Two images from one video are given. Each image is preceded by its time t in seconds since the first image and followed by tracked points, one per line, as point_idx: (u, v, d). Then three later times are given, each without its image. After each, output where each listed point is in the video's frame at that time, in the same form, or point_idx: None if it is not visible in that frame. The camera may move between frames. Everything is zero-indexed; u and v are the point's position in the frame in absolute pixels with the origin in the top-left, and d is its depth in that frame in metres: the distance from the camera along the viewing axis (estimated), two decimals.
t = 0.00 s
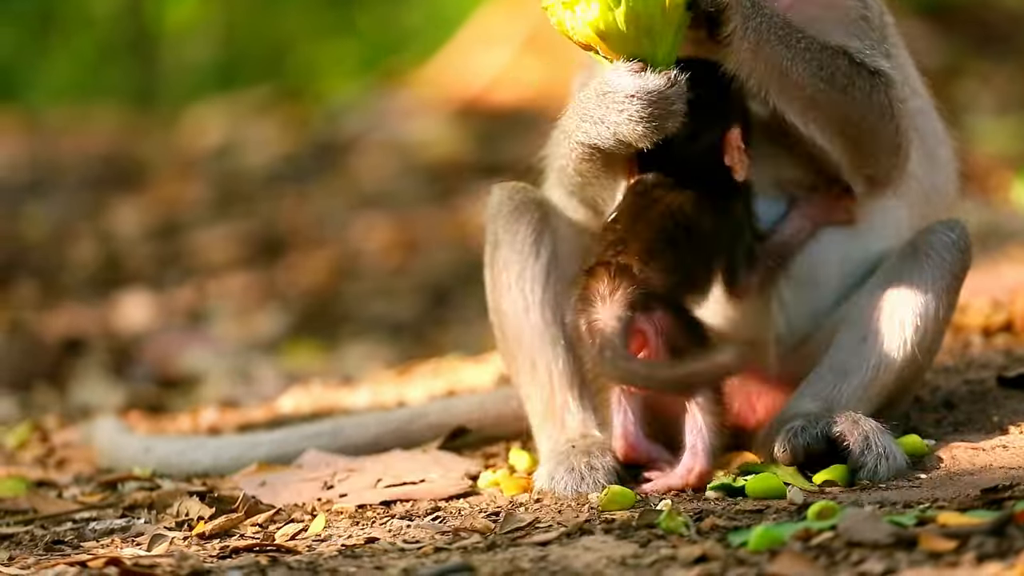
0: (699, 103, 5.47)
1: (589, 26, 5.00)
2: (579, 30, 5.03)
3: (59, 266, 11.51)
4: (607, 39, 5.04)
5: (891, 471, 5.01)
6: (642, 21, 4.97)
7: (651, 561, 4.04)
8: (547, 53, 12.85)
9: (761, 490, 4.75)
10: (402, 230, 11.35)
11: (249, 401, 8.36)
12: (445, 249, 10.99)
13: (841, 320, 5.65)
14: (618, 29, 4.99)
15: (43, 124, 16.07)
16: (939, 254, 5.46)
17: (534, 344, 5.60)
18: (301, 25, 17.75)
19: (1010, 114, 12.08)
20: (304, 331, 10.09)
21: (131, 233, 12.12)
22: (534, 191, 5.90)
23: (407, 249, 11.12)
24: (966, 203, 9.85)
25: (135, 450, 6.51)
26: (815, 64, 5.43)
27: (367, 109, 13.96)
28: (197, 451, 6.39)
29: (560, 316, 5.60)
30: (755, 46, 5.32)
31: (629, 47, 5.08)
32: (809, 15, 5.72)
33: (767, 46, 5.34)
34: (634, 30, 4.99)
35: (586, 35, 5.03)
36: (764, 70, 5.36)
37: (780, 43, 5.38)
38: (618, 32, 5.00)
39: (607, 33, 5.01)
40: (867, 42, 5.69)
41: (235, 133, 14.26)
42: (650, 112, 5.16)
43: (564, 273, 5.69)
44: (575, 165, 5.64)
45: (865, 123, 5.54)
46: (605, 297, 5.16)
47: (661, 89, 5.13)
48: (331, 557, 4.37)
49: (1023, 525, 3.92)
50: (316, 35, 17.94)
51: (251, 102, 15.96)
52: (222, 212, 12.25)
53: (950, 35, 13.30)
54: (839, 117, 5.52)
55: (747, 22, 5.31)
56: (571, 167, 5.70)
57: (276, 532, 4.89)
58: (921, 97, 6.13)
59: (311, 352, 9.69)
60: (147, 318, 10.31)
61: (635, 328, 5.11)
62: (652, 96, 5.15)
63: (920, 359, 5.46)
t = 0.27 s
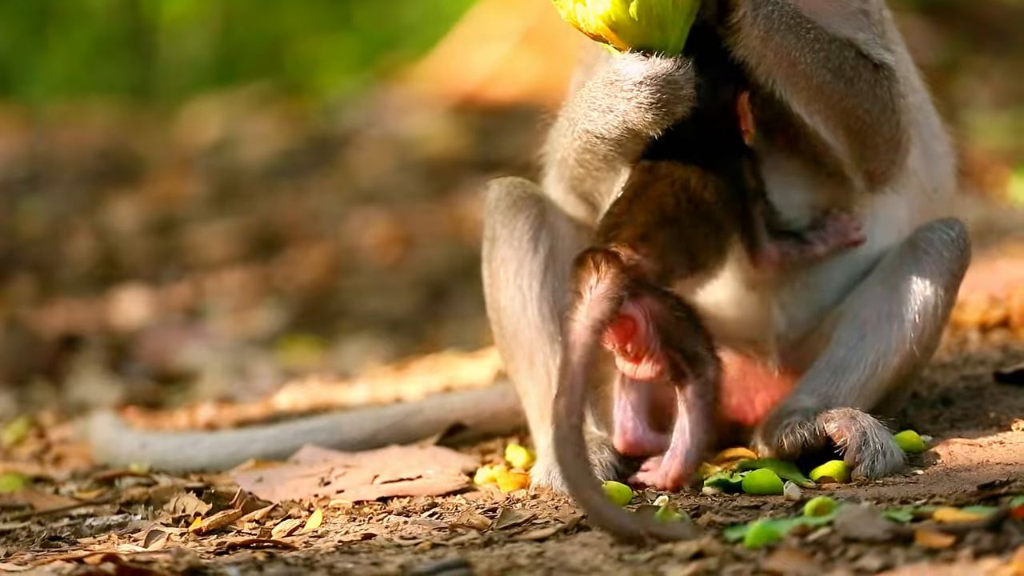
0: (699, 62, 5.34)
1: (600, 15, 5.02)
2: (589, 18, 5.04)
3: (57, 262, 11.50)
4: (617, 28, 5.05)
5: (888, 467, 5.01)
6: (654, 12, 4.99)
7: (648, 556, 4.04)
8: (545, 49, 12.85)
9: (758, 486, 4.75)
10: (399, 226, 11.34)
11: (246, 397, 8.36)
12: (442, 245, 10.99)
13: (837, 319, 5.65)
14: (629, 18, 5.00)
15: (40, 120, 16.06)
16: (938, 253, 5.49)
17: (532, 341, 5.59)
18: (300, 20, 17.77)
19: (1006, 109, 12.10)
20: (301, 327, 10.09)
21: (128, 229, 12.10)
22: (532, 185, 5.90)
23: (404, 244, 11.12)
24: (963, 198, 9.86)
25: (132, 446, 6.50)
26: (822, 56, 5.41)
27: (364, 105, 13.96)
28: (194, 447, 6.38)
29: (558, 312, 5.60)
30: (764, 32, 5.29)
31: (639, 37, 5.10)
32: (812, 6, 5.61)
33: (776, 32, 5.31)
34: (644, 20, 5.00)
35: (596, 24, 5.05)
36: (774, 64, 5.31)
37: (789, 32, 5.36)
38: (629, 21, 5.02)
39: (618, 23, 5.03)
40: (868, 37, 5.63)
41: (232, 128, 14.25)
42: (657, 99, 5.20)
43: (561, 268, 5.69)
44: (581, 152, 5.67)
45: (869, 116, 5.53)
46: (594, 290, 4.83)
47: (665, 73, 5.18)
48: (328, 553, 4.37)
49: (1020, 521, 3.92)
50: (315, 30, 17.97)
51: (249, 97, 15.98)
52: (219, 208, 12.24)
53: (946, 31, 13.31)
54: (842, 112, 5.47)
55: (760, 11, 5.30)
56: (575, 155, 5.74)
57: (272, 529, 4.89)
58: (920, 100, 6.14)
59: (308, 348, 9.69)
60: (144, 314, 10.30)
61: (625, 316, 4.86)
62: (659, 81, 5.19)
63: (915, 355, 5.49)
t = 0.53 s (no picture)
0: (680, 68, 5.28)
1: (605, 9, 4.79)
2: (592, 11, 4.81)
3: (55, 261, 11.50)
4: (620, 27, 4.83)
5: (886, 466, 5.01)
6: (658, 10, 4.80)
7: (646, 556, 4.04)
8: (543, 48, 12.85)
9: (756, 485, 4.75)
10: (397, 226, 11.34)
11: (244, 396, 8.36)
12: (440, 245, 10.99)
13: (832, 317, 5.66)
14: (635, 18, 4.78)
15: (39, 119, 16.06)
16: (934, 255, 5.48)
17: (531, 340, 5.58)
18: (300, 19, 17.75)
19: (1004, 108, 12.10)
20: (299, 326, 10.09)
21: (126, 228, 12.10)
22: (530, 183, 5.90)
23: (402, 244, 11.12)
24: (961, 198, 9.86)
25: (130, 445, 6.50)
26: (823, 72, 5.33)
27: (362, 104, 13.96)
28: (192, 446, 6.38)
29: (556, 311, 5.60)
30: (756, 43, 5.22)
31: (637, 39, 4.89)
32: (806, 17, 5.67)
33: (770, 46, 5.24)
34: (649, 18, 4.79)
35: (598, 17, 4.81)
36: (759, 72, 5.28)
37: (786, 49, 5.26)
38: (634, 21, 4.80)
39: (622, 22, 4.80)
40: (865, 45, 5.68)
41: (230, 128, 14.25)
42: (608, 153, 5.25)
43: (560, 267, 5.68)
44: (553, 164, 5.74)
45: (864, 130, 5.47)
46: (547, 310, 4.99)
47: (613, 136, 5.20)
48: (325, 552, 4.37)
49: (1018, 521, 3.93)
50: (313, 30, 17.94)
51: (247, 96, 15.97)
52: (217, 207, 12.24)
53: (945, 31, 13.32)
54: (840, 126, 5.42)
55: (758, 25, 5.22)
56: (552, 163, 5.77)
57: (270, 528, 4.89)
58: (914, 103, 6.10)
59: (306, 347, 9.68)
60: (142, 313, 10.30)
61: (584, 327, 5.01)
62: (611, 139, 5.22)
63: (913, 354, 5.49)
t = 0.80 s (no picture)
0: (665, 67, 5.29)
1: None
2: None
3: (48, 260, 11.49)
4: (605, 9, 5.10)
5: (878, 465, 5.02)
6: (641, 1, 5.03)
7: (639, 556, 4.05)
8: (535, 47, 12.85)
9: (749, 484, 4.75)
10: (389, 225, 11.33)
11: (238, 395, 8.36)
12: (433, 244, 10.99)
13: (824, 318, 5.67)
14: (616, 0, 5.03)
15: (31, 118, 16.04)
16: (919, 250, 5.50)
17: (521, 339, 5.58)
18: (292, 19, 17.71)
19: (996, 108, 12.11)
20: (292, 325, 10.09)
21: (119, 227, 12.09)
22: (518, 186, 5.92)
23: (395, 243, 11.11)
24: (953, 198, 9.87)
25: (122, 444, 6.50)
26: (791, 73, 5.40)
27: (355, 103, 13.95)
28: (185, 445, 6.38)
29: (545, 311, 5.61)
30: (727, 51, 5.26)
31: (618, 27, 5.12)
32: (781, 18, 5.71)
33: (740, 54, 5.28)
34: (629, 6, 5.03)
35: None
36: (733, 80, 5.29)
37: (756, 55, 5.32)
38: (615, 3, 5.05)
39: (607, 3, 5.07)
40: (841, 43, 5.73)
41: (223, 126, 14.24)
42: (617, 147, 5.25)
43: (550, 267, 5.69)
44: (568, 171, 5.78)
45: (841, 132, 5.52)
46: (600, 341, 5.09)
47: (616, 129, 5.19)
48: (318, 551, 4.37)
49: (1011, 519, 3.93)
50: (306, 30, 17.91)
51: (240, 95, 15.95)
52: (210, 206, 12.23)
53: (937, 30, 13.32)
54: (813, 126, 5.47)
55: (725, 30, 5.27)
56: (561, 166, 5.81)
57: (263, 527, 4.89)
58: (896, 97, 6.12)
59: (299, 346, 9.68)
60: (135, 312, 10.30)
61: (640, 356, 5.12)
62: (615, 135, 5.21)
63: (903, 352, 5.48)
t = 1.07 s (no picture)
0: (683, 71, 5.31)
1: None
2: None
3: (47, 260, 11.50)
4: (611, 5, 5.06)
5: (877, 465, 5.02)
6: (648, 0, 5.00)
7: (639, 555, 4.05)
8: (535, 47, 12.84)
9: (749, 484, 4.75)
10: (388, 225, 11.33)
11: (237, 395, 8.35)
12: (432, 243, 10.98)
13: (824, 318, 5.66)
14: None
15: (31, 118, 16.04)
16: (921, 249, 5.51)
17: (521, 338, 5.58)
18: (292, 19, 17.70)
19: (996, 107, 12.09)
20: (292, 324, 10.08)
21: (118, 227, 12.09)
22: (518, 186, 5.93)
23: (395, 243, 11.10)
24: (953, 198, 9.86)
25: (122, 444, 6.49)
26: (804, 65, 5.49)
27: (355, 103, 13.94)
28: (184, 445, 6.38)
29: (547, 310, 5.61)
30: (746, 48, 5.33)
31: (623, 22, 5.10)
32: (793, 11, 5.76)
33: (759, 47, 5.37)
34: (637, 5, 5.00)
35: None
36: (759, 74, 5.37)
37: (769, 47, 5.41)
38: None
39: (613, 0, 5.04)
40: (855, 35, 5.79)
41: (223, 126, 14.24)
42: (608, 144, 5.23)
43: (551, 266, 5.69)
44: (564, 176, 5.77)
45: (858, 120, 5.61)
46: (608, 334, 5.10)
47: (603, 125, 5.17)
48: (317, 551, 4.36)
49: (1011, 519, 3.93)
50: (306, 30, 17.89)
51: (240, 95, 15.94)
52: (209, 206, 12.23)
53: (937, 29, 13.31)
54: (831, 117, 5.57)
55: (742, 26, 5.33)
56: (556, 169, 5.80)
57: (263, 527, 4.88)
58: (902, 92, 6.16)
59: (299, 345, 9.68)
60: (134, 311, 10.29)
61: (649, 348, 5.09)
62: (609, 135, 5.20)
63: (903, 353, 5.47)
